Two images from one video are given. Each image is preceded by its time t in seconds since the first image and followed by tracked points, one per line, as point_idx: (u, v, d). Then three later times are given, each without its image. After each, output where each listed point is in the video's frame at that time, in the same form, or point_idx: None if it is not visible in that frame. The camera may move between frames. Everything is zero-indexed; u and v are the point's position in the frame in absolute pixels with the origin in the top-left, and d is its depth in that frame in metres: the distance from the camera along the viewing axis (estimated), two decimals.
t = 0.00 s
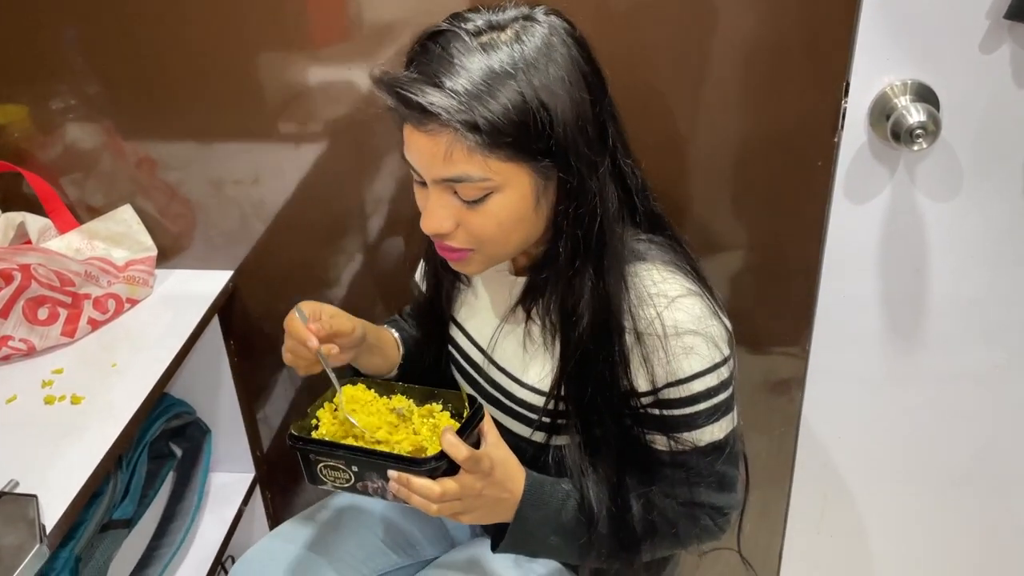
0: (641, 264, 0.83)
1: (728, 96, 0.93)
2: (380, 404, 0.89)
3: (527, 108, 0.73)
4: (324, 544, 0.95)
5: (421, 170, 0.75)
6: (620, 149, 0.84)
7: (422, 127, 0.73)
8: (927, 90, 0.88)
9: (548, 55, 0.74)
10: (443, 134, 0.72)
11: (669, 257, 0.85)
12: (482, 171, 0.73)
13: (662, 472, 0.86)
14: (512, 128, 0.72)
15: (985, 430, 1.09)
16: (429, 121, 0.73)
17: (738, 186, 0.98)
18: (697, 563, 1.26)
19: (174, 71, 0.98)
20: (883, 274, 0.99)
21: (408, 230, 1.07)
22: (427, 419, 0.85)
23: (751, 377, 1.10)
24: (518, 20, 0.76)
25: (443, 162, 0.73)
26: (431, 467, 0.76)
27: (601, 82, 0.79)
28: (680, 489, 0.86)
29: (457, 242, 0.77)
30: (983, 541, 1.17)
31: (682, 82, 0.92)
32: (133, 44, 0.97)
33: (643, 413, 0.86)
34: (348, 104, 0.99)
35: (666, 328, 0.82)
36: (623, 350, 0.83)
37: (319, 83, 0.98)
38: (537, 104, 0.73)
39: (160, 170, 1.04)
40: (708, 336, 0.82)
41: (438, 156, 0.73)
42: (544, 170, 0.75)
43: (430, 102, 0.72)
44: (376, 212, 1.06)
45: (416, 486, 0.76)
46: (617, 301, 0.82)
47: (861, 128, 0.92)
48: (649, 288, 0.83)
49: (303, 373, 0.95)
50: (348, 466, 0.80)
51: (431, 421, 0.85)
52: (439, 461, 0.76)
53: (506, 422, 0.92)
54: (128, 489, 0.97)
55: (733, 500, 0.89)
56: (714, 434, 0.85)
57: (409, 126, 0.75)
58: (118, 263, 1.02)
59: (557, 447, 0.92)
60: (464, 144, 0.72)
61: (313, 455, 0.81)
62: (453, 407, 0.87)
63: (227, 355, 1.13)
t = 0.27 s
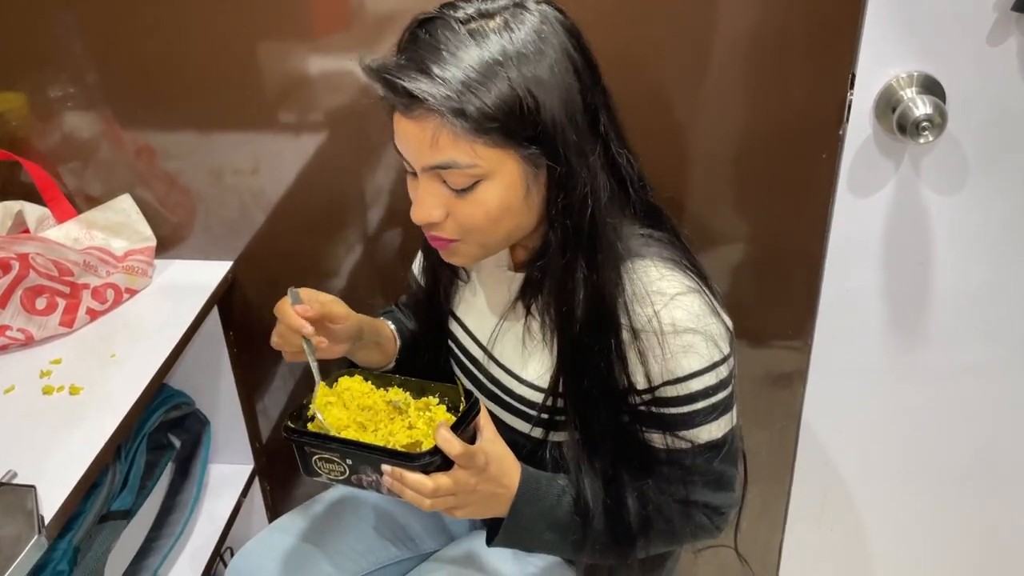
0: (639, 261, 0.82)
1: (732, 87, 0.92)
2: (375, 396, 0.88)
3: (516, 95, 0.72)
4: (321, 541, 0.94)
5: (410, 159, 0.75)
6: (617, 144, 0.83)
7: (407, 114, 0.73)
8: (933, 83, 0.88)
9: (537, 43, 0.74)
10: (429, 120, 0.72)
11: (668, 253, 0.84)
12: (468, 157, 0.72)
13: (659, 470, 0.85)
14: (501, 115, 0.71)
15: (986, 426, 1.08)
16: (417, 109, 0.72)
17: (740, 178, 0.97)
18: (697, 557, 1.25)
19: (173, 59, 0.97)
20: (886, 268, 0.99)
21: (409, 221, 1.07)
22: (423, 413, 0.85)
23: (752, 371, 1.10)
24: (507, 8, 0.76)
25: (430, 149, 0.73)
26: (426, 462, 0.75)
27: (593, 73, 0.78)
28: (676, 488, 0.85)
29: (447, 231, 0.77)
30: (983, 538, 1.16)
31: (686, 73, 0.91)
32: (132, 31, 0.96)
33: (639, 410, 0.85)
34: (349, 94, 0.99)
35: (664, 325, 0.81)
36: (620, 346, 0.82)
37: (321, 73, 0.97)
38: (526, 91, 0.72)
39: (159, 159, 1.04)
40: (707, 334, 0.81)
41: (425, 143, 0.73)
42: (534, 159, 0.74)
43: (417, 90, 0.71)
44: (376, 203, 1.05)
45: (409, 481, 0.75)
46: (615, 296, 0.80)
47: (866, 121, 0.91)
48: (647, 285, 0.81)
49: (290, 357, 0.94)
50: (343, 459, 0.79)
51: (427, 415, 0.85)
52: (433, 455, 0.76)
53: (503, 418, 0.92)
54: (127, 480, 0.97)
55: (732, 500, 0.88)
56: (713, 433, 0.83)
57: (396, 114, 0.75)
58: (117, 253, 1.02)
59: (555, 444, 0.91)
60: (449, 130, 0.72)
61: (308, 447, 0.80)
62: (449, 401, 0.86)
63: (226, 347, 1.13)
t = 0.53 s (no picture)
0: (641, 255, 0.80)
1: (737, 81, 0.91)
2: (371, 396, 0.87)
3: (508, 78, 0.71)
4: (323, 537, 0.94)
5: (409, 150, 0.75)
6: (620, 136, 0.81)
7: (400, 105, 0.73)
8: (940, 77, 0.87)
9: (529, 25, 0.73)
10: (423, 108, 0.71)
11: (671, 247, 0.82)
12: (463, 142, 0.71)
13: (659, 467, 0.85)
14: (493, 98, 0.70)
15: (989, 423, 1.08)
16: (408, 97, 0.72)
17: (744, 173, 0.97)
18: (697, 553, 1.25)
19: (174, 49, 0.96)
20: (890, 264, 0.98)
21: (411, 215, 1.06)
22: (419, 412, 0.84)
23: (754, 366, 1.09)
24: None
25: (426, 137, 0.72)
26: (419, 459, 0.75)
27: (590, 55, 0.77)
28: (675, 485, 0.85)
29: (454, 221, 0.76)
30: (984, 535, 1.16)
31: (691, 65, 0.91)
32: (132, 21, 0.95)
33: (639, 406, 0.84)
34: (351, 87, 0.98)
35: (666, 322, 0.80)
36: (620, 342, 0.81)
37: (323, 65, 0.97)
38: (518, 73, 0.71)
39: (159, 151, 1.03)
40: (710, 330, 0.80)
41: (420, 132, 0.72)
42: (528, 141, 0.73)
43: (408, 77, 0.71)
44: (378, 196, 1.05)
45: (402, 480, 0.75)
46: (616, 291, 0.79)
47: (872, 115, 0.91)
48: (649, 279, 0.80)
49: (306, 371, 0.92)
50: (337, 459, 0.79)
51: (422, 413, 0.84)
52: (427, 453, 0.75)
53: (501, 411, 0.91)
54: (127, 474, 0.96)
55: (732, 501, 0.87)
56: (713, 431, 0.83)
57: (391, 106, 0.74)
58: (116, 245, 1.01)
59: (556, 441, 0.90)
60: (440, 116, 0.71)
61: (302, 448, 0.80)
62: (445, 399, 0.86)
63: (225, 340, 1.12)
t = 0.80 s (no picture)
0: (646, 257, 0.79)
1: (740, 77, 0.90)
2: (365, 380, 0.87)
3: (505, 64, 0.70)
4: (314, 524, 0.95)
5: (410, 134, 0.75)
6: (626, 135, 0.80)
7: (399, 88, 0.73)
8: (945, 74, 0.86)
9: (533, 11, 0.72)
10: (419, 91, 0.71)
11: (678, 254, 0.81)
12: (456, 126, 0.71)
13: (648, 480, 0.83)
14: (488, 84, 0.70)
15: (991, 421, 1.07)
16: (405, 81, 0.72)
17: (747, 169, 0.96)
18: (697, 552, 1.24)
19: (172, 43, 0.95)
20: (893, 262, 0.98)
21: (411, 210, 1.05)
22: (409, 402, 0.84)
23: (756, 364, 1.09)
24: None
25: (423, 120, 0.72)
26: (399, 450, 0.75)
27: (599, 46, 0.76)
28: (664, 500, 0.82)
29: (454, 206, 0.76)
30: (986, 535, 1.16)
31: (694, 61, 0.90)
32: (130, 14, 0.94)
33: (636, 415, 0.82)
34: (351, 81, 0.97)
35: (664, 332, 0.78)
36: (619, 347, 0.79)
37: (323, 59, 0.96)
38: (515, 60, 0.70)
39: (158, 146, 1.02)
40: (709, 343, 0.78)
41: (417, 116, 0.73)
42: (525, 131, 0.72)
43: (406, 61, 0.71)
44: (378, 191, 1.04)
45: (381, 468, 0.75)
46: (615, 295, 0.78)
47: (876, 112, 0.90)
48: (651, 285, 0.78)
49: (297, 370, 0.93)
50: (321, 443, 0.80)
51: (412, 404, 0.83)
52: (409, 443, 0.75)
53: (498, 408, 0.90)
54: (124, 472, 0.95)
55: (724, 522, 0.85)
56: (707, 450, 0.81)
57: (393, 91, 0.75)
58: (114, 240, 1.00)
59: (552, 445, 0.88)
60: (434, 100, 0.71)
61: (288, 428, 0.81)
62: (437, 391, 0.84)
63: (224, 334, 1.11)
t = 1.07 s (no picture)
0: (656, 262, 0.79)
1: (740, 72, 0.90)
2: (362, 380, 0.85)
3: (510, 52, 0.70)
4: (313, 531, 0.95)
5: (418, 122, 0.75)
6: (638, 137, 0.79)
7: (409, 76, 0.73)
8: (946, 68, 0.86)
9: (547, 4, 0.71)
10: (428, 78, 0.71)
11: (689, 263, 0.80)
12: (461, 114, 0.71)
13: (651, 493, 0.82)
14: (492, 71, 0.69)
15: (990, 417, 1.07)
16: (414, 67, 0.72)
17: (747, 164, 0.95)
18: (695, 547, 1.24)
19: (168, 37, 0.95)
20: (893, 258, 0.97)
21: (409, 205, 1.05)
22: (408, 406, 0.83)
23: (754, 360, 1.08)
24: None
25: (430, 108, 0.72)
26: (394, 458, 0.75)
27: (614, 41, 0.75)
28: (667, 513, 0.82)
29: (458, 197, 0.75)
30: (984, 530, 1.16)
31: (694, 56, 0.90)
32: (126, 7, 0.94)
33: (642, 425, 0.81)
34: (348, 75, 0.96)
35: (670, 341, 0.77)
36: (624, 354, 0.79)
37: (320, 53, 0.95)
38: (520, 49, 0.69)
39: (154, 140, 1.02)
40: (717, 355, 0.77)
41: (424, 103, 0.73)
42: (530, 124, 0.71)
43: (414, 45, 0.71)
44: (375, 186, 1.03)
45: (375, 476, 0.75)
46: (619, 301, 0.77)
47: (876, 107, 0.89)
48: (660, 291, 0.78)
49: (264, 341, 0.93)
50: (318, 446, 0.80)
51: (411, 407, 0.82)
52: (404, 452, 0.75)
53: (505, 410, 0.90)
54: (120, 468, 0.95)
55: (728, 538, 0.84)
56: (713, 464, 0.80)
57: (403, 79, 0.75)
58: (110, 235, 1.00)
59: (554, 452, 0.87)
60: (441, 88, 0.71)
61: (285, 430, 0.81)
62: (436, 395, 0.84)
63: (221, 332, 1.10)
